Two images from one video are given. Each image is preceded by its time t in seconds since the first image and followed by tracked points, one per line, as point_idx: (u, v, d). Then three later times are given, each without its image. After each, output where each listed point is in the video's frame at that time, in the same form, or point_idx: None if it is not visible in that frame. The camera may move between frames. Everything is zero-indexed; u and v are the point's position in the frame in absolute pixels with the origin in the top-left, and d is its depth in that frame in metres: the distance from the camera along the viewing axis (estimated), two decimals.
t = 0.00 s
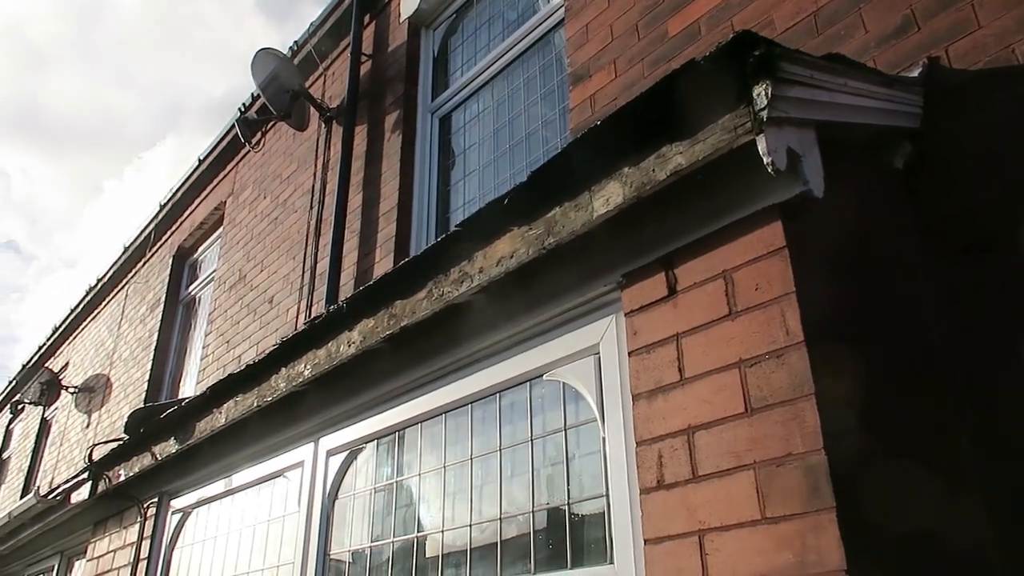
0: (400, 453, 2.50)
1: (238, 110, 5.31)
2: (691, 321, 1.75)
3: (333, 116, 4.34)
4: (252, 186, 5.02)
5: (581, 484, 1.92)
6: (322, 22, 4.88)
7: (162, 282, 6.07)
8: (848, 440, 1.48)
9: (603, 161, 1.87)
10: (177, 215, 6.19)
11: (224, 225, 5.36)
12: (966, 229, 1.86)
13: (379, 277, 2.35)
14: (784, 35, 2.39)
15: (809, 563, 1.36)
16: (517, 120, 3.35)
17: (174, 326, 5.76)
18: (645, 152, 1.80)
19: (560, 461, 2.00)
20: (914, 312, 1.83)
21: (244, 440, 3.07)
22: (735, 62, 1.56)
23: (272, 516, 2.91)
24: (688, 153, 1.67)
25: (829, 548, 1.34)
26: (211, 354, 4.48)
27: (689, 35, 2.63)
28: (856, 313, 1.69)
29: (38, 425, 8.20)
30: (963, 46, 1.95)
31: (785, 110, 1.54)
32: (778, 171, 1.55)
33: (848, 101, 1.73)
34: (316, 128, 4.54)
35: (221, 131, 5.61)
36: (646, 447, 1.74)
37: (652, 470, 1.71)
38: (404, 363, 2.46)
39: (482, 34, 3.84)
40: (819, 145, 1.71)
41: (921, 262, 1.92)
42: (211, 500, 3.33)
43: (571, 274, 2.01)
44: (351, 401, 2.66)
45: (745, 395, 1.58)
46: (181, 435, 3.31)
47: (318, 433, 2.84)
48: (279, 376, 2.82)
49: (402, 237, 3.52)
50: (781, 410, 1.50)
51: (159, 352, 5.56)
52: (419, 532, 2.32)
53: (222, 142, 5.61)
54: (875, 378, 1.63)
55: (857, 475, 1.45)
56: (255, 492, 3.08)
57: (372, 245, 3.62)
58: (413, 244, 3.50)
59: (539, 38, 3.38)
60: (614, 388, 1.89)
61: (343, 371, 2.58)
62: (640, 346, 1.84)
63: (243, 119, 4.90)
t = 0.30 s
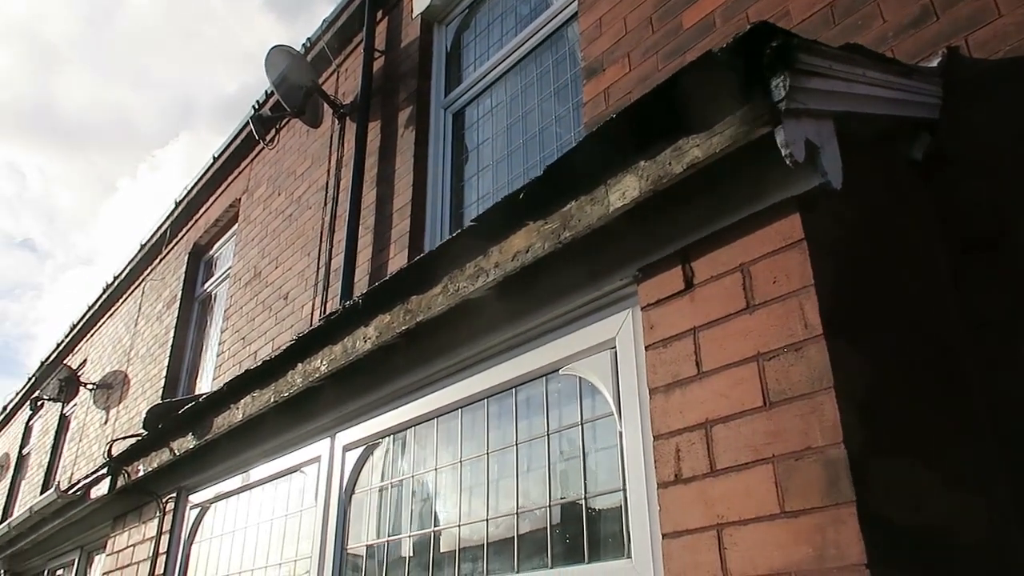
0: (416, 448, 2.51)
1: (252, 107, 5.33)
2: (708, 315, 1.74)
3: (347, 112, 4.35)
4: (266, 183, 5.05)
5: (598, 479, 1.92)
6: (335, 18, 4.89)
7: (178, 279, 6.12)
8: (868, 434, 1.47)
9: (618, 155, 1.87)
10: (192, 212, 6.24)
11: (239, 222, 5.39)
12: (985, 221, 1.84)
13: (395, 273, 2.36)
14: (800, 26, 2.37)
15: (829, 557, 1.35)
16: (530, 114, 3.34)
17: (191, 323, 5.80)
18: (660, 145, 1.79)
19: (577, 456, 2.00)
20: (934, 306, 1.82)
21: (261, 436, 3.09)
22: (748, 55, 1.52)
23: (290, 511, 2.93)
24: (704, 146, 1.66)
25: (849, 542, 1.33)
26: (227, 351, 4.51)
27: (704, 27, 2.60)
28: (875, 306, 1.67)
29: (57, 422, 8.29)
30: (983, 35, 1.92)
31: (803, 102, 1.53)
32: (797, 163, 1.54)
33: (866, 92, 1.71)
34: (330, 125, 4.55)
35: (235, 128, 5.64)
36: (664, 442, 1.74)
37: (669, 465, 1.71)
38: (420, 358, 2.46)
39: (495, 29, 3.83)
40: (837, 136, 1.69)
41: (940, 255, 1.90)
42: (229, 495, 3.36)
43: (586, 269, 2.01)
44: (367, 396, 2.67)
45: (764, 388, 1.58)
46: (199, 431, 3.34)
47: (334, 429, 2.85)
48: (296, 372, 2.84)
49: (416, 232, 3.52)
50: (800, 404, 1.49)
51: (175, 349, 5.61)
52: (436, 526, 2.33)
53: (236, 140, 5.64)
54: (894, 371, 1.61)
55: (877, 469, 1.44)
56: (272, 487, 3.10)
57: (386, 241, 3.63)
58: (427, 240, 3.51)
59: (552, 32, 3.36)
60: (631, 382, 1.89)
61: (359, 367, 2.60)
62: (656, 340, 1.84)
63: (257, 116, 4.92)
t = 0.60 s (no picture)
0: (429, 444, 2.52)
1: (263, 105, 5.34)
2: (722, 310, 1.74)
3: (357, 109, 4.36)
4: (277, 181, 5.06)
5: (611, 474, 1.92)
6: (344, 16, 4.90)
7: (190, 277, 6.15)
8: (884, 431, 1.46)
9: (631, 151, 1.87)
10: (204, 210, 6.27)
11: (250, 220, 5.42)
12: (1000, 217, 1.82)
13: (407, 269, 2.37)
14: (812, 21, 2.36)
15: (845, 552, 1.35)
16: (541, 111, 3.34)
17: (203, 320, 5.84)
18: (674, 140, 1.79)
19: (590, 451, 2.00)
20: (948, 301, 1.81)
21: (274, 432, 3.11)
22: (764, 50, 1.53)
23: (303, 507, 2.95)
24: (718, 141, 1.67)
25: (864, 537, 1.33)
26: (239, 348, 4.53)
27: (715, 23, 2.59)
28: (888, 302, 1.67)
29: (71, 419, 8.36)
30: (998, 29, 1.90)
31: (817, 97, 1.53)
32: (810, 158, 1.54)
33: (880, 86, 1.70)
34: (340, 122, 4.56)
35: (246, 127, 5.66)
36: (677, 437, 1.74)
37: (683, 460, 1.71)
38: (432, 354, 2.47)
39: (505, 25, 3.83)
40: (850, 131, 1.69)
41: (954, 250, 1.89)
42: (242, 491, 3.38)
43: (599, 265, 2.01)
44: (380, 393, 2.68)
45: (778, 384, 1.58)
46: (212, 427, 3.36)
47: (346, 425, 2.87)
48: (308, 369, 2.86)
49: (427, 229, 3.53)
50: (815, 399, 1.49)
51: (188, 346, 5.64)
52: (449, 522, 2.34)
53: (247, 138, 5.66)
54: (907, 367, 1.61)
55: (893, 464, 1.44)
56: (285, 483, 3.12)
57: (397, 238, 3.64)
58: (438, 236, 3.51)
59: (562, 28, 3.36)
60: (644, 378, 1.89)
61: (372, 363, 2.61)
62: (669, 336, 1.84)
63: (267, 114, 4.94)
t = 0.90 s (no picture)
0: (440, 441, 2.52)
1: (272, 102, 5.35)
2: (734, 306, 1.74)
3: (367, 106, 4.35)
4: (287, 178, 5.08)
5: (623, 471, 1.92)
6: (354, 13, 4.91)
7: (200, 274, 6.17)
8: (899, 428, 1.46)
9: (644, 146, 1.87)
10: (214, 207, 6.29)
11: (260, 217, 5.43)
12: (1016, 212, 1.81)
13: (418, 266, 2.37)
14: (826, 16, 2.34)
15: (859, 549, 1.35)
16: (551, 107, 3.34)
17: (213, 317, 5.86)
18: (687, 136, 1.79)
19: (601, 448, 2.00)
20: (964, 298, 1.80)
21: (286, 428, 3.12)
22: (780, 43, 1.55)
23: (314, 503, 2.95)
24: (731, 136, 1.66)
25: (879, 535, 1.33)
26: (250, 344, 4.54)
27: (727, 18, 2.57)
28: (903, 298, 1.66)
29: (83, 414, 8.41)
30: (1012, 24, 1.88)
31: (832, 91, 1.52)
32: (825, 153, 1.53)
33: (895, 81, 1.69)
34: (350, 120, 4.56)
35: (256, 124, 5.68)
36: (690, 434, 1.73)
37: (695, 457, 1.70)
38: (443, 351, 2.47)
39: (514, 22, 3.83)
40: (865, 126, 1.68)
41: (970, 245, 1.87)
42: (253, 487, 3.39)
43: (611, 261, 2.01)
44: (391, 389, 2.68)
45: (791, 380, 1.57)
46: (224, 423, 3.37)
47: (357, 422, 2.87)
48: (319, 365, 2.87)
49: (437, 226, 3.53)
50: (829, 395, 1.48)
51: (198, 343, 5.67)
52: (460, 518, 2.34)
53: (257, 135, 5.67)
54: (922, 364, 1.60)
55: (909, 461, 1.43)
56: (296, 479, 3.12)
57: (407, 235, 3.64)
58: (448, 233, 3.51)
59: (572, 24, 3.35)
60: (656, 375, 1.88)
61: (383, 360, 2.61)
62: (682, 332, 1.83)
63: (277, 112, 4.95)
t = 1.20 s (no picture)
0: (448, 436, 2.52)
1: (281, 99, 5.36)
2: (743, 301, 1.73)
3: (375, 103, 4.36)
4: (296, 175, 5.09)
5: (632, 466, 1.91)
6: (362, 10, 4.91)
7: (210, 271, 6.20)
8: (910, 423, 1.45)
9: (652, 140, 1.86)
10: (223, 204, 6.31)
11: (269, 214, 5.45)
12: None
13: (426, 261, 2.38)
14: (836, 10, 2.33)
15: (870, 545, 1.34)
16: (559, 103, 3.33)
17: (222, 313, 5.88)
18: (694, 130, 1.78)
19: (609, 443, 2.00)
20: (976, 293, 1.78)
21: (295, 424, 3.14)
22: (787, 37, 1.54)
23: (323, 498, 2.96)
24: (740, 131, 1.65)
25: (889, 530, 1.32)
26: (259, 341, 4.56)
27: (736, 12, 2.55)
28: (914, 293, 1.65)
29: (93, 410, 8.48)
30: None
31: (842, 84, 1.51)
32: (835, 147, 1.52)
33: (906, 74, 1.68)
34: (358, 116, 4.57)
35: (265, 121, 5.70)
36: (699, 429, 1.73)
37: (705, 452, 1.70)
38: (451, 346, 2.47)
39: (522, 17, 3.82)
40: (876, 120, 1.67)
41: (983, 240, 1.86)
42: (263, 483, 3.41)
43: (619, 256, 2.00)
44: (399, 385, 2.69)
45: (801, 375, 1.56)
46: (234, 419, 3.39)
47: (365, 417, 2.88)
48: (328, 361, 2.88)
49: (445, 222, 3.53)
50: (839, 390, 1.48)
51: (208, 339, 5.70)
52: (469, 513, 2.34)
53: (266, 132, 5.69)
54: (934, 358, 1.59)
55: (920, 456, 1.42)
56: (305, 475, 3.14)
57: (415, 231, 3.64)
58: (456, 229, 3.51)
59: (580, 20, 3.34)
60: (665, 370, 1.88)
61: (391, 355, 2.62)
62: (691, 327, 1.83)
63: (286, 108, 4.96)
